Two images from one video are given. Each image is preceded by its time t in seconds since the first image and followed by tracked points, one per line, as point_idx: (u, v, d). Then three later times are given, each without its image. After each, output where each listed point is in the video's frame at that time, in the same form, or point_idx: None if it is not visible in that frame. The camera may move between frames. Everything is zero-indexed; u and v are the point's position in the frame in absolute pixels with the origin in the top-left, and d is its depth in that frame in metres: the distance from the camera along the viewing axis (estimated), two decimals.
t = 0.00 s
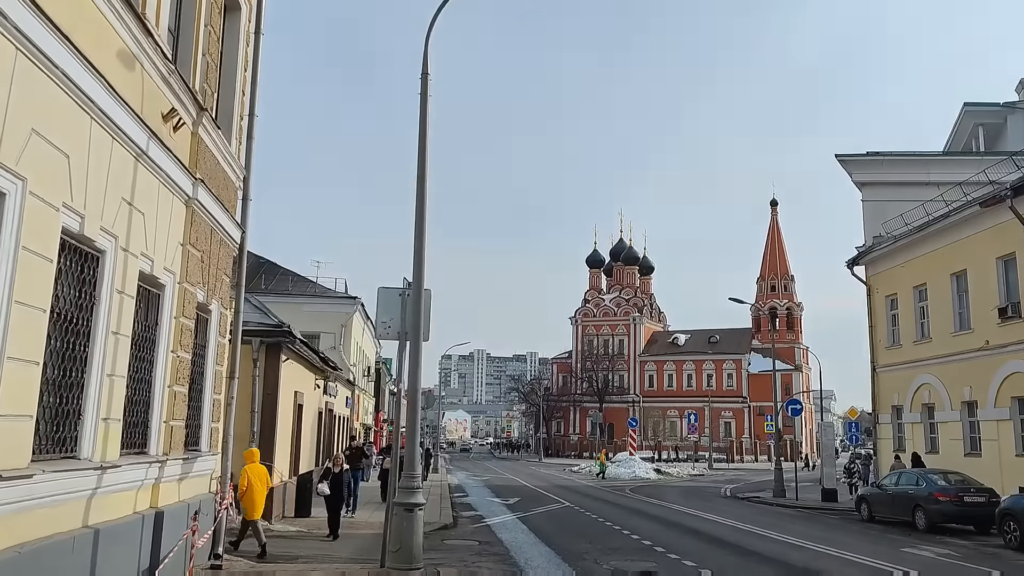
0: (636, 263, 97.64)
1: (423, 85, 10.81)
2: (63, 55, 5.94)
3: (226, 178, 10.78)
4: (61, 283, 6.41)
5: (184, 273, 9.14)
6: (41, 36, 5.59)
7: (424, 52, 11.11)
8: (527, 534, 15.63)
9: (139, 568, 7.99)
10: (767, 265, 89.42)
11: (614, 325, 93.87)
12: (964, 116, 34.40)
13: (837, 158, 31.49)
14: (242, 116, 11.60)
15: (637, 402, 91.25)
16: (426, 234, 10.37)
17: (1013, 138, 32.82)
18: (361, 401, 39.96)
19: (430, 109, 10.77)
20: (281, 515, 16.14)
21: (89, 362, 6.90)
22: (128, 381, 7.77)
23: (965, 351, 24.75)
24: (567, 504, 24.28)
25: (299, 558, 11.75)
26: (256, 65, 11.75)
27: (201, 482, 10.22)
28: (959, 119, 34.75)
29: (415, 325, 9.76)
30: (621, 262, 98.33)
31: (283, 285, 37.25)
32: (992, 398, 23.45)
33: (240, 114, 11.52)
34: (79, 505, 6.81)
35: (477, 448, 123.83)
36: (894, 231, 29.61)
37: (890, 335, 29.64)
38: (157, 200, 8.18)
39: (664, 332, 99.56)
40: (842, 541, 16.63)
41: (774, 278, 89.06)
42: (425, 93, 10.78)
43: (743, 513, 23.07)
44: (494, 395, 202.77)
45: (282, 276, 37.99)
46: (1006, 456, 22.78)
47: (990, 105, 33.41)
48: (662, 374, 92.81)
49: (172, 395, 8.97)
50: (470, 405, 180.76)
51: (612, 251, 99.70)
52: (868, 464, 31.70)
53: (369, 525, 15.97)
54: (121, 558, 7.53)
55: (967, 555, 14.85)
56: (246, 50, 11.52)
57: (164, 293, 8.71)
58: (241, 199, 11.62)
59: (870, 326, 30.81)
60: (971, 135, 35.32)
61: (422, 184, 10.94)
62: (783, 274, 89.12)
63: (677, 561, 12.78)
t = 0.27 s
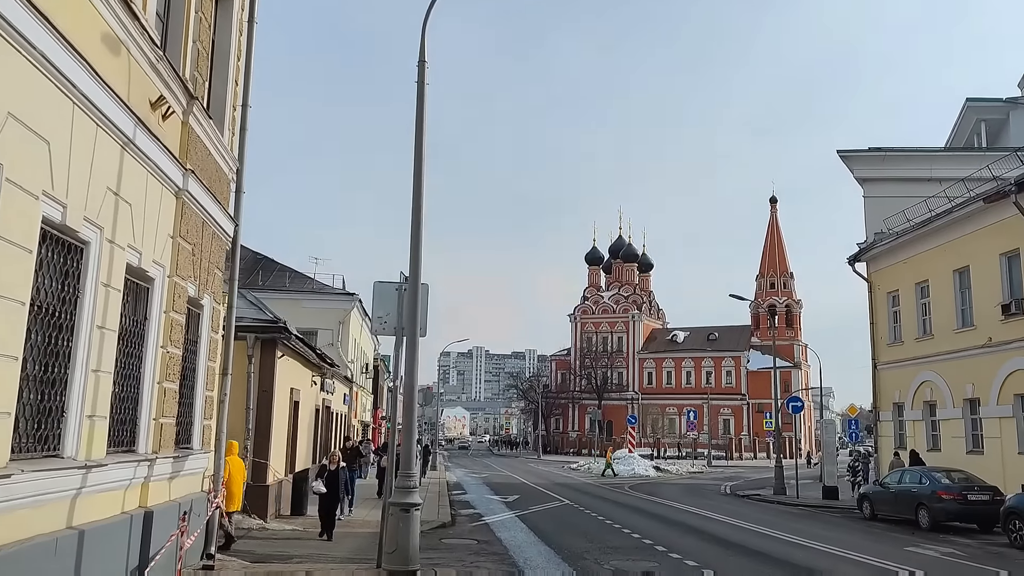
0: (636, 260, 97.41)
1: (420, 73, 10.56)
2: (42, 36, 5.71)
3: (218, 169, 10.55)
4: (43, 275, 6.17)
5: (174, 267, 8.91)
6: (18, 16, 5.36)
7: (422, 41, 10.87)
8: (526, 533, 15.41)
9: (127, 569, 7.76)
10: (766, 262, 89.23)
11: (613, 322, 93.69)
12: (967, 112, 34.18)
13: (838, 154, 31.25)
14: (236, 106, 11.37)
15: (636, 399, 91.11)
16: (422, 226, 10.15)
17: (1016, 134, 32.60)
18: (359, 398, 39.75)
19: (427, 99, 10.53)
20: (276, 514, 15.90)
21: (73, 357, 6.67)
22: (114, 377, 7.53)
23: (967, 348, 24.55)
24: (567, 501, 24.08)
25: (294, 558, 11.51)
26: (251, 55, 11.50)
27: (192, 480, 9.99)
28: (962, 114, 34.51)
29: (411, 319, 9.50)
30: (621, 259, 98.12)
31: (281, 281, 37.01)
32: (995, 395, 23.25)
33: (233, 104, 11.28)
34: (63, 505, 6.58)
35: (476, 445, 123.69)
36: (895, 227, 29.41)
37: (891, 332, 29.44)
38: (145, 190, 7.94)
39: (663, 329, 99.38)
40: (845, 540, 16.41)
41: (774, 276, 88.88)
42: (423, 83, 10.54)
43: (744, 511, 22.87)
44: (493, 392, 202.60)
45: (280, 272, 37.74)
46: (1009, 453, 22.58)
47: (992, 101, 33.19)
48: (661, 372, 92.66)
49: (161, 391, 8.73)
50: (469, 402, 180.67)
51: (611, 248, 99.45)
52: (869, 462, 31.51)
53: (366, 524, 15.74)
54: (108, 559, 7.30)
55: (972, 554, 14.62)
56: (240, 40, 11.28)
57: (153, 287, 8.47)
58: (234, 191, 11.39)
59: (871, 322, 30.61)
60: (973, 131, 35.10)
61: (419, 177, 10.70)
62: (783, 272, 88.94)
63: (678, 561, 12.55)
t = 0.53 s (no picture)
0: (633, 256, 97.19)
1: (418, 56, 10.28)
2: (22, 7, 5.44)
3: (210, 155, 10.27)
4: (24, 259, 5.91)
5: (163, 254, 8.64)
6: None
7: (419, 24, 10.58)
8: (525, 529, 15.16)
9: (114, 566, 7.50)
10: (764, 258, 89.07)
11: (610, 318, 93.48)
12: (967, 106, 33.96)
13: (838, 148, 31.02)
14: (229, 91, 11.08)
15: (633, 395, 90.95)
16: (420, 214, 9.88)
17: (1017, 128, 32.40)
18: (355, 393, 39.47)
19: (424, 83, 10.25)
20: (269, 510, 15.63)
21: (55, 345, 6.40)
22: (100, 367, 7.26)
23: (968, 343, 24.37)
24: (565, 497, 23.84)
25: (287, 554, 11.24)
26: (243, 39, 11.21)
27: (183, 474, 9.73)
28: (962, 108, 34.31)
29: (408, 309, 9.24)
30: (618, 255, 97.87)
31: (276, 275, 36.69)
32: (996, 391, 23.06)
33: (226, 89, 10.99)
34: (45, 499, 6.32)
35: (472, 441, 123.53)
36: (896, 221, 29.20)
37: (892, 327, 29.24)
38: (132, 174, 7.67)
39: (660, 325, 99.21)
40: (847, 536, 16.19)
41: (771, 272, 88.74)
42: (420, 67, 10.27)
43: (743, 506, 22.66)
44: (490, 388, 202.41)
45: (275, 266, 37.42)
46: (1010, 449, 22.40)
47: (993, 95, 32.99)
48: (658, 367, 92.52)
49: (150, 382, 8.47)
50: (465, 398, 180.50)
51: (608, 244, 99.21)
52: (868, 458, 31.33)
53: (360, 520, 15.48)
54: (93, 555, 7.05)
55: (977, 550, 14.41)
56: (232, 23, 10.99)
57: (141, 275, 8.20)
58: (226, 178, 11.11)
59: (871, 317, 30.42)
60: (973, 125, 34.88)
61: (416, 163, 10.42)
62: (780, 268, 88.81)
63: (680, 558, 12.31)
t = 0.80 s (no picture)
0: (629, 252, 97.01)
1: (415, 44, 10.02)
2: None
3: (200, 145, 9.98)
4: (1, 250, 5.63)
5: (151, 248, 8.36)
6: None
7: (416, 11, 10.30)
8: (523, 528, 14.95)
9: (99, 570, 7.24)
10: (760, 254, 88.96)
11: (606, 314, 93.29)
12: (966, 101, 33.79)
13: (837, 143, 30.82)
14: (220, 81, 10.81)
15: (629, 391, 90.82)
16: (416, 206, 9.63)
17: (1016, 123, 32.24)
18: (351, 390, 39.21)
19: (420, 73, 9.99)
20: (263, 509, 15.35)
21: (36, 342, 6.11)
22: (84, 365, 6.98)
23: (969, 339, 24.20)
24: (562, 494, 23.63)
25: (280, 554, 10.97)
26: (235, 27, 10.93)
27: (172, 474, 9.47)
28: (961, 103, 34.14)
29: (404, 303, 8.97)
30: (614, 251, 97.68)
31: (271, 271, 36.38)
32: (997, 387, 22.90)
33: (217, 79, 10.73)
34: (25, 502, 6.06)
35: (468, 438, 123.40)
36: (895, 217, 29.02)
37: (891, 323, 29.07)
38: (117, 163, 7.38)
39: (656, 321, 99.13)
40: (849, 534, 15.99)
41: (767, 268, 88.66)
42: (416, 56, 10.01)
43: (742, 504, 22.47)
44: (486, 384, 202.36)
45: (270, 261, 37.08)
46: (1010, 446, 22.23)
47: (992, 90, 32.82)
48: (654, 364, 92.46)
49: (138, 379, 8.20)
50: (461, 394, 180.33)
51: (604, 240, 99.00)
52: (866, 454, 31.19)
53: (355, 519, 15.25)
54: (77, 560, 6.78)
55: (982, 549, 14.21)
56: (223, 10, 10.71)
57: (128, 269, 7.92)
58: (218, 169, 10.84)
59: (870, 314, 30.23)
60: (972, 120, 34.72)
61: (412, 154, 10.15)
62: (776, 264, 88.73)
63: (682, 558, 12.08)
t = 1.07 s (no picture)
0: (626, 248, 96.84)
1: (409, 30, 9.78)
2: None
3: (188, 134, 9.72)
4: None
5: (137, 239, 8.11)
6: None
7: None
8: (520, 525, 14.73)
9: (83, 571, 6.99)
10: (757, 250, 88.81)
11: (603, 310, 93.07)
12: (965, 95, 33.64)
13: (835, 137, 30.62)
14: (209, 69, 10.55)
15: (625, 388, 90.67)
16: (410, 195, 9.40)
17: (1014, 117, 32.10)
18: (346, 386, 38.92)
19: (414, 60, 9.75)
20: (256, 508, 15.06)
21: (13, 335, 5.85)
22: (65, 359, 6.72)
23: (969, 334, 24.05)
24: (559, 491, 23.42)
25: (273, 554, 10.71)
26: (225, 13, 10.67)
27: (161, 471, 9.23)
28: (960, 97, 33.98)
29: (399, 296, 8.72)
30: (610, 247, 97.46)
31: (266, 267, 36.06)
32: (997, 382, 22.74)
33: (207, 67, 10.48)
34: (3, 502, 5.80)
35: (464, 435, 123.12)
36: (894, 211, 28.83)
37: (890, 318, 28.90)
38: (99, 151, 7.13)
39: (652, 318, 98.99)
40: (850, 531, 15.79)
41: (764, 264, 88.53)
42: (410, 43, 9.77)
43: (741, 500, 22.29)
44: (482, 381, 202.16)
45: (265, 257, 36.73)
46: (1011, 441, 22.06)
47: (991, 84, 32.66)
48: (651, 360, 92.33)
49: (124, 374, 7.95)
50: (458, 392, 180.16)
51: (600, 237, 98.80)
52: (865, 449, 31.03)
53: (349, 518, 15.02)
54: (59, 561, 6.54)
55: (986, 545, 14.02)
56: None
57: (112, 260, 7.68)
58: (207, 160, 10.59)
59: (869, 309, 30.06)
60: (970, 115, 34.57)
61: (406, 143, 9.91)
62: (773, 260, 88.62)
63: (683, 555, 11.88)
